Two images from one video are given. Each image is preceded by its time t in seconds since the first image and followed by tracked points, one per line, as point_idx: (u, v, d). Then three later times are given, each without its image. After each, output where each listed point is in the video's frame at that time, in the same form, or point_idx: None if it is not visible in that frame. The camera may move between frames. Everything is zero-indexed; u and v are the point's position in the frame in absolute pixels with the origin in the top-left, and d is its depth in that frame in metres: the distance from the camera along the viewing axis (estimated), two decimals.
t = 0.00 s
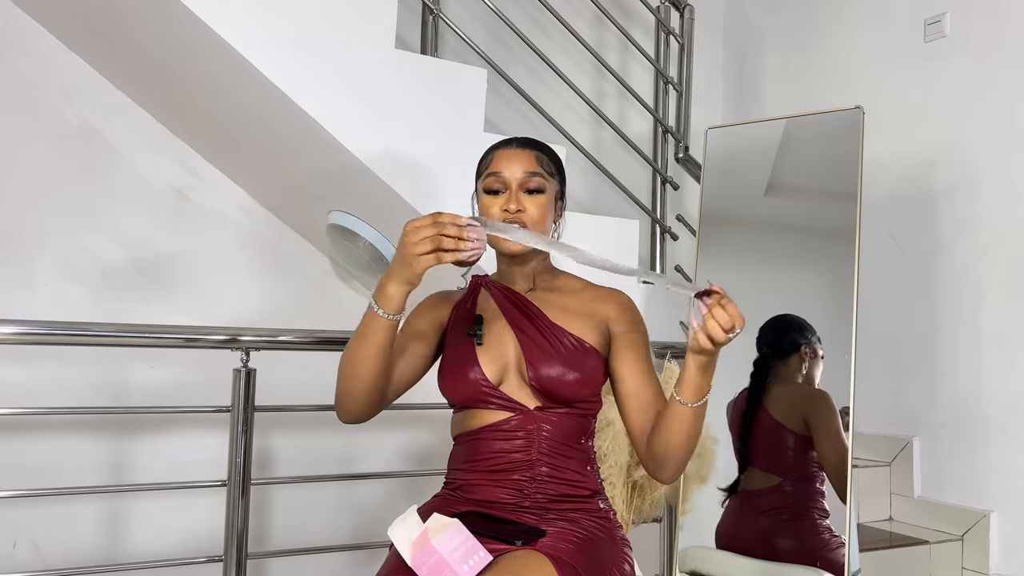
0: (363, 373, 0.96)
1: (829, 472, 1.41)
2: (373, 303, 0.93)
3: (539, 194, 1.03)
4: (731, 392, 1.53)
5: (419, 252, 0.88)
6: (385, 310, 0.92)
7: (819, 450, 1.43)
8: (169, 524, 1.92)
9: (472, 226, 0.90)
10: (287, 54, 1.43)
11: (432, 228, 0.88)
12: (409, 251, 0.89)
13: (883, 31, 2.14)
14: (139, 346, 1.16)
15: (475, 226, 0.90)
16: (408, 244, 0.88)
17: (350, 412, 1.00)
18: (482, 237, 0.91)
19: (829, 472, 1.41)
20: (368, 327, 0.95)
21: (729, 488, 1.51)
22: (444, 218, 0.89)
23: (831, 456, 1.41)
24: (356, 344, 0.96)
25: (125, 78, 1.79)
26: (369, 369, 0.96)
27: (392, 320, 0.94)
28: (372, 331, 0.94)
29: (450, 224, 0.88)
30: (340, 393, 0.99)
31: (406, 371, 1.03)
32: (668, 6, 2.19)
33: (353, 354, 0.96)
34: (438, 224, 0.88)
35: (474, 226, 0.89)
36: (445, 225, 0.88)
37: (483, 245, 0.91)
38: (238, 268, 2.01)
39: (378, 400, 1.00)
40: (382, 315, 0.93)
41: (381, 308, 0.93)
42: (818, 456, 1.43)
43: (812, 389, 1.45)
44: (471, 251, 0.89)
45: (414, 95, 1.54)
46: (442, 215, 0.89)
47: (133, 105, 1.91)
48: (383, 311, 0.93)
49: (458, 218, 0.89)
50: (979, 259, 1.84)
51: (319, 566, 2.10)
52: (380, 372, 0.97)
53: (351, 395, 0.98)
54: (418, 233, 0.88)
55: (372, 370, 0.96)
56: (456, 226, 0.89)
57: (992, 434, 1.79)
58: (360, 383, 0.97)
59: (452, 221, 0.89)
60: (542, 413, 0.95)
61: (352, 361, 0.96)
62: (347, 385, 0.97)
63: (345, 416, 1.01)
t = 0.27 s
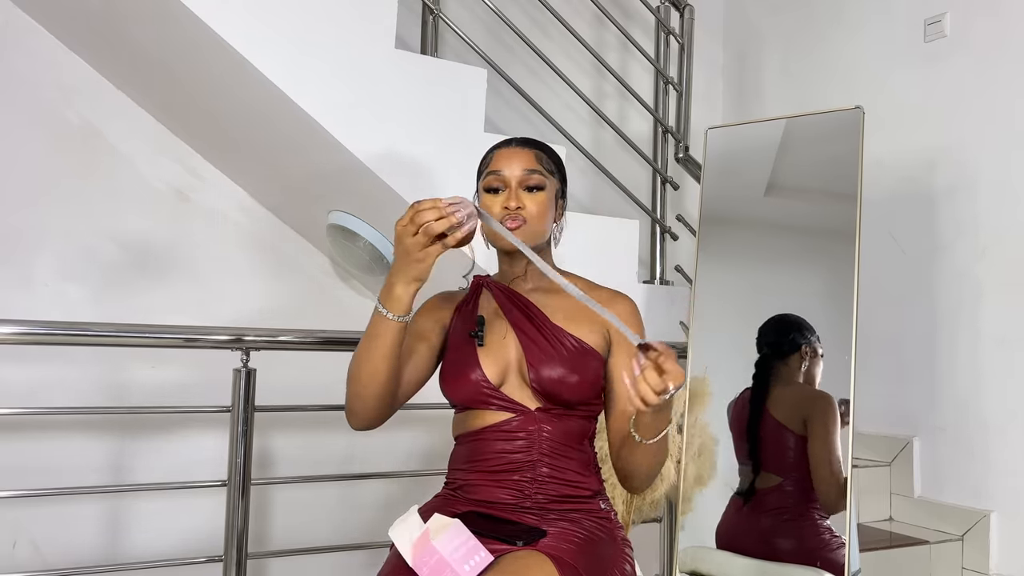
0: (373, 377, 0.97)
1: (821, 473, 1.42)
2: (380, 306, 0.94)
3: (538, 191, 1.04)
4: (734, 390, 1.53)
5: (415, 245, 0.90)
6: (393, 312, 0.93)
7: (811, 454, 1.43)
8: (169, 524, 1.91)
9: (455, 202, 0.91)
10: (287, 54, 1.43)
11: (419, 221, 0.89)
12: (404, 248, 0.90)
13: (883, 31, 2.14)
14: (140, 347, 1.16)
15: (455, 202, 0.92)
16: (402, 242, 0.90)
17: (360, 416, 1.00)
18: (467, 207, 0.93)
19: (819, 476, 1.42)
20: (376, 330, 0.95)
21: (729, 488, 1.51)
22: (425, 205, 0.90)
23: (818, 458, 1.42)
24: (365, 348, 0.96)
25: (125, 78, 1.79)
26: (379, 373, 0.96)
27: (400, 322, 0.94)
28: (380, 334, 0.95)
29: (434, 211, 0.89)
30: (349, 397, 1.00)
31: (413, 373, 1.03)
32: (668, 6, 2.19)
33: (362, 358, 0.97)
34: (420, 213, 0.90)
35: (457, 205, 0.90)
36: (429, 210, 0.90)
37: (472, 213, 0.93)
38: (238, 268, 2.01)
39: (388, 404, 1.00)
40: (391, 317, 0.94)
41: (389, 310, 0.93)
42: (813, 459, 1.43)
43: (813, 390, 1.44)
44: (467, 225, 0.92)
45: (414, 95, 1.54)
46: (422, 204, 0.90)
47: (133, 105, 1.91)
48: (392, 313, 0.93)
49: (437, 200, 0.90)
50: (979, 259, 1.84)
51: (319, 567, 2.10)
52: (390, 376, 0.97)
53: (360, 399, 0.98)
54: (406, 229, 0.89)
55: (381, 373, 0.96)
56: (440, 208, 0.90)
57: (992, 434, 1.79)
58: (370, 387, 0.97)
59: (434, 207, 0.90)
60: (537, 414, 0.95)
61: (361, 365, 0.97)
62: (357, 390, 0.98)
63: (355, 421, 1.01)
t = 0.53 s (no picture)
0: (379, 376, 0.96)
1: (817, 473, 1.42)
2: (394, 306, 0.93)
3: (538, 193, 1.03)
4: (732, 391, 1.53)
5: (431, 249, 0.89)
6: (407, 313, 0.93)
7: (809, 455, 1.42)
8: (169, 524, 1.92)
9: (474, 206, 0.89)
10: (287, 54, 1.43)
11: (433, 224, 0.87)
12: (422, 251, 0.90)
13: (883, 31, 2.14)
14: (139, 347, 1.16)
15: (473, 206, 0.90)
16: (420, 245, 0.89)
17: (362, 415, 0.99)
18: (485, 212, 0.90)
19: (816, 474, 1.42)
20: (387, 329, 0.94)
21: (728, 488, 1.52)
22: (443, 208, 0.88)
23: (818, 456, 1.41)
24: (374, 347, 0.96)
25: (126, 78, 1.79)
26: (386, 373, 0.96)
27: (412, 323, 0.94)
28: (391, 335, 0.94)
29: (449, 215, 0.88)
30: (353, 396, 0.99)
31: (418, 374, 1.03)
32: (668, 6, 2.19)
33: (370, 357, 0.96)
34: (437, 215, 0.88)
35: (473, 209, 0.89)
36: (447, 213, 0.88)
37: (490, 219, 0.90)
38: (238, 268, 2.01)
39: (393, 404, 1.00)
40: (405, 317, 0.93)
41: (403, 311, 0.93)
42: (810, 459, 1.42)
43: (813, 390, 1.44)
44: (483, 230, 0.89)
45: (414, 95, 1.54)
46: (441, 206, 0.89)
47: (132, 105, 1.91)
48: (405, 314, 0.93)
49: (457, 203, 0.89)
50: (979, 260, 1.84)
51: (319, 566, 2.10)
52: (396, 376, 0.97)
53: (365, 398, 0.98)
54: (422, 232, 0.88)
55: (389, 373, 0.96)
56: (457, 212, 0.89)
57: (992, 434, 1.79)
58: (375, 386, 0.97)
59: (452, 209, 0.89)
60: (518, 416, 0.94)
61: (369, 364, 0.96)
62: (362, 388, 0.97)
63: (357, 420, 1.00)
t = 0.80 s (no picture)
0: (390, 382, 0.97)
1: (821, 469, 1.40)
2: (413, 316, 0.93)
3: (540, 195, 1.04)
4: (729, 392, 1.54)
5: (458, 266, 0.87)
6: (425, 324, 0.93)
7: (813, 454, 1.42)
8: (169, 524, 1.92)
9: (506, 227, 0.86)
10: (286, 53, 1.43)
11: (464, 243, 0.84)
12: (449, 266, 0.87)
13: (883, 31, 2.14)
14: (139, 347, 1.16)
15: (507, 227, 0.86)
16: (447, 259, 0.87)
17: (369, 419, 1.01)
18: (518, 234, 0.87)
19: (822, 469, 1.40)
20: (403, 339, 0.95)
21: (728, 489, 1.52)
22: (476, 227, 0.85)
23: (824, 456, 1.40)
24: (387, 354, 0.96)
25: (126, 78, 1.79)
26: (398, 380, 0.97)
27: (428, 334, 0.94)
28: (405, 342, 0.95)
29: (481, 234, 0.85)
30: (361, 399, 1.00)
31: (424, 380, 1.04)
32: (668, 6, 2.19)
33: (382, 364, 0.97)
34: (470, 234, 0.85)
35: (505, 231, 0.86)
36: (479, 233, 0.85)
37: (522, 242, 0.88)
38: (238, 268, 2.01)
39: (400, 411, 1.01)
40: (422, 326, 0.93)
41: (422, 322, 0.93)
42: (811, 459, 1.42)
43: (810, 389, 1.44)
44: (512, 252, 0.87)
45: (413, 94, 1.54)
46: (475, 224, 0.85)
47: (133, 105, 1.91)
48: (423, 323, 0.93)
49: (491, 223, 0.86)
50: (979, 259, 1.84)
51: (319, 566, 2.10)
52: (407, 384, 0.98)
53: (374, 403, 0.99)
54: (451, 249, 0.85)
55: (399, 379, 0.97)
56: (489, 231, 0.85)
57: (992, 433, 1.79)
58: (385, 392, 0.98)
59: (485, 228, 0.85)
60: (537, 413, 0.95)
61: (381, 371, 0.97)
62: (371, 393, 0.98)
63: (362, 423, 1.01)
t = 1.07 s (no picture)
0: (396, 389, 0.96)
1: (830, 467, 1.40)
2: (425, 324, 0.93)
3: (550, 194, 1.04)
4: (730, 392, 1.54)
5: (473, 279, 0.86)
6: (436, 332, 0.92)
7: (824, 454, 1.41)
8: (169, 524, 1.91)
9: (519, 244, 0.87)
10: (286, 54, 1.43)
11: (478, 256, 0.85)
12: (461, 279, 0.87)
13: (883, 31, 2.14)
14: (139, 347, 1.16)
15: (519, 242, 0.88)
16: (462, 272, 0.86)
17: (374, 424, 1.00)
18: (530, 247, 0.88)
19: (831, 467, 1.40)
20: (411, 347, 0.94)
21: (728, 491, 1.51)
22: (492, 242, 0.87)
23: (835, 457, 1.40)
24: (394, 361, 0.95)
25: (126, 78, 1.79)
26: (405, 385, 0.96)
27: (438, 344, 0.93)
28: (415, 351, 0.94)
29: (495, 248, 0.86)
30: (366, 403, 0.99)
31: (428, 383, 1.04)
32: (668, 6, 2.19)
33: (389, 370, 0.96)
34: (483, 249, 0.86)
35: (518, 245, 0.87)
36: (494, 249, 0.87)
37: (535, 258, 0.89)
38: (238, 268, 2.01)
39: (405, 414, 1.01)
40: (433, 336, 0.92)
41: (433, 330, 0.92)
42: (819, 459, 1.42)
43: (811, 389, 1.44)
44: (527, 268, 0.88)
45: (414, 94, 1.54)
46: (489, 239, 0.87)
47: (133, 105, 1.91)
48: (435, 332, 0.92)
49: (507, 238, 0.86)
50: (979, 259, 1.84)
51: (319, 566, 2.10)
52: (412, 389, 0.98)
53: (380, 409, 0.98)
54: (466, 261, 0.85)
55: (406, 387, 0.96)
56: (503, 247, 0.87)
57: (992, 433, 1.79)
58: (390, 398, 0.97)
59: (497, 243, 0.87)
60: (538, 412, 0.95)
61: (387, 376, 0.96)
62: (377, 399, 0.97)
63: (367, 426, 1.01)
